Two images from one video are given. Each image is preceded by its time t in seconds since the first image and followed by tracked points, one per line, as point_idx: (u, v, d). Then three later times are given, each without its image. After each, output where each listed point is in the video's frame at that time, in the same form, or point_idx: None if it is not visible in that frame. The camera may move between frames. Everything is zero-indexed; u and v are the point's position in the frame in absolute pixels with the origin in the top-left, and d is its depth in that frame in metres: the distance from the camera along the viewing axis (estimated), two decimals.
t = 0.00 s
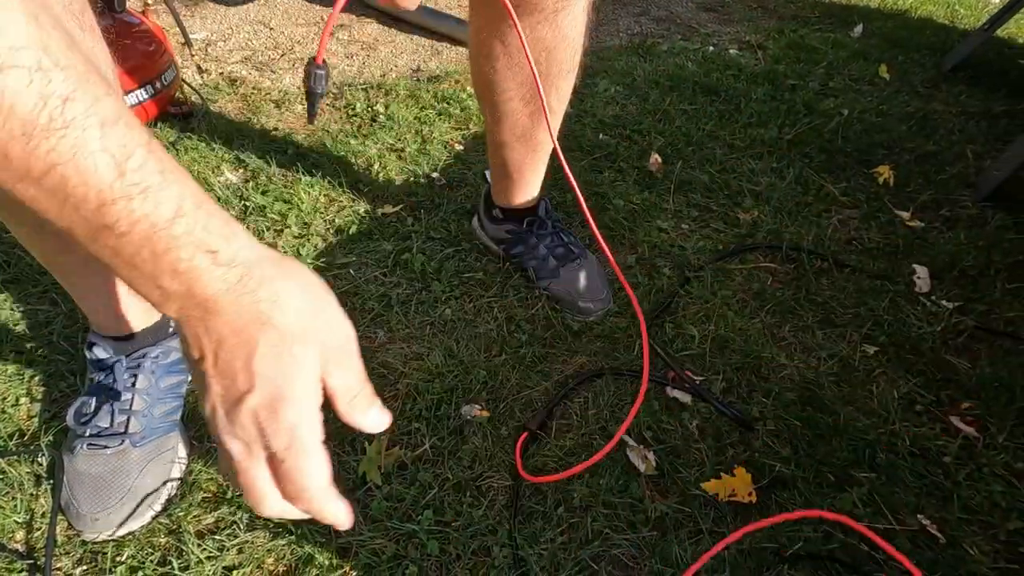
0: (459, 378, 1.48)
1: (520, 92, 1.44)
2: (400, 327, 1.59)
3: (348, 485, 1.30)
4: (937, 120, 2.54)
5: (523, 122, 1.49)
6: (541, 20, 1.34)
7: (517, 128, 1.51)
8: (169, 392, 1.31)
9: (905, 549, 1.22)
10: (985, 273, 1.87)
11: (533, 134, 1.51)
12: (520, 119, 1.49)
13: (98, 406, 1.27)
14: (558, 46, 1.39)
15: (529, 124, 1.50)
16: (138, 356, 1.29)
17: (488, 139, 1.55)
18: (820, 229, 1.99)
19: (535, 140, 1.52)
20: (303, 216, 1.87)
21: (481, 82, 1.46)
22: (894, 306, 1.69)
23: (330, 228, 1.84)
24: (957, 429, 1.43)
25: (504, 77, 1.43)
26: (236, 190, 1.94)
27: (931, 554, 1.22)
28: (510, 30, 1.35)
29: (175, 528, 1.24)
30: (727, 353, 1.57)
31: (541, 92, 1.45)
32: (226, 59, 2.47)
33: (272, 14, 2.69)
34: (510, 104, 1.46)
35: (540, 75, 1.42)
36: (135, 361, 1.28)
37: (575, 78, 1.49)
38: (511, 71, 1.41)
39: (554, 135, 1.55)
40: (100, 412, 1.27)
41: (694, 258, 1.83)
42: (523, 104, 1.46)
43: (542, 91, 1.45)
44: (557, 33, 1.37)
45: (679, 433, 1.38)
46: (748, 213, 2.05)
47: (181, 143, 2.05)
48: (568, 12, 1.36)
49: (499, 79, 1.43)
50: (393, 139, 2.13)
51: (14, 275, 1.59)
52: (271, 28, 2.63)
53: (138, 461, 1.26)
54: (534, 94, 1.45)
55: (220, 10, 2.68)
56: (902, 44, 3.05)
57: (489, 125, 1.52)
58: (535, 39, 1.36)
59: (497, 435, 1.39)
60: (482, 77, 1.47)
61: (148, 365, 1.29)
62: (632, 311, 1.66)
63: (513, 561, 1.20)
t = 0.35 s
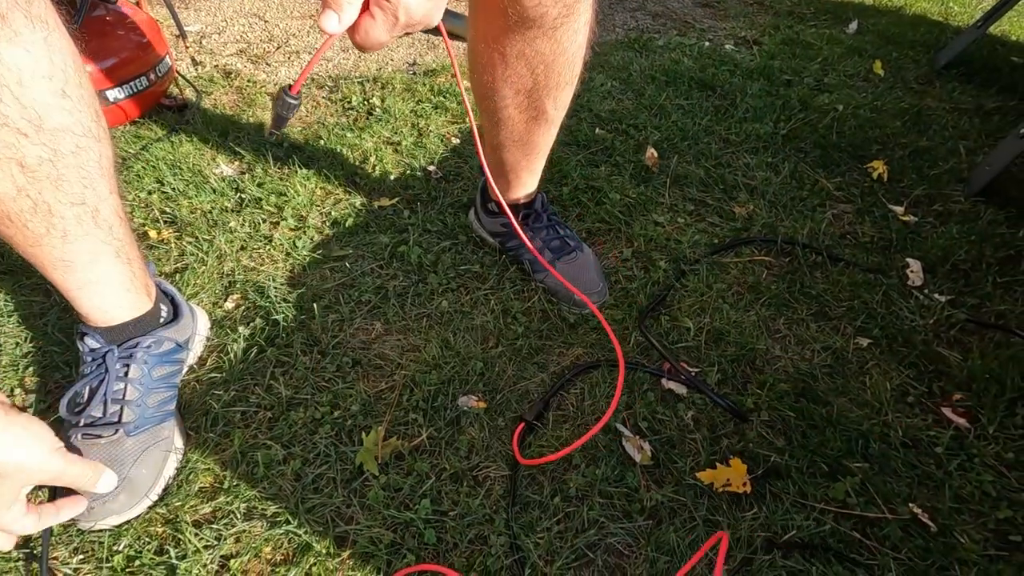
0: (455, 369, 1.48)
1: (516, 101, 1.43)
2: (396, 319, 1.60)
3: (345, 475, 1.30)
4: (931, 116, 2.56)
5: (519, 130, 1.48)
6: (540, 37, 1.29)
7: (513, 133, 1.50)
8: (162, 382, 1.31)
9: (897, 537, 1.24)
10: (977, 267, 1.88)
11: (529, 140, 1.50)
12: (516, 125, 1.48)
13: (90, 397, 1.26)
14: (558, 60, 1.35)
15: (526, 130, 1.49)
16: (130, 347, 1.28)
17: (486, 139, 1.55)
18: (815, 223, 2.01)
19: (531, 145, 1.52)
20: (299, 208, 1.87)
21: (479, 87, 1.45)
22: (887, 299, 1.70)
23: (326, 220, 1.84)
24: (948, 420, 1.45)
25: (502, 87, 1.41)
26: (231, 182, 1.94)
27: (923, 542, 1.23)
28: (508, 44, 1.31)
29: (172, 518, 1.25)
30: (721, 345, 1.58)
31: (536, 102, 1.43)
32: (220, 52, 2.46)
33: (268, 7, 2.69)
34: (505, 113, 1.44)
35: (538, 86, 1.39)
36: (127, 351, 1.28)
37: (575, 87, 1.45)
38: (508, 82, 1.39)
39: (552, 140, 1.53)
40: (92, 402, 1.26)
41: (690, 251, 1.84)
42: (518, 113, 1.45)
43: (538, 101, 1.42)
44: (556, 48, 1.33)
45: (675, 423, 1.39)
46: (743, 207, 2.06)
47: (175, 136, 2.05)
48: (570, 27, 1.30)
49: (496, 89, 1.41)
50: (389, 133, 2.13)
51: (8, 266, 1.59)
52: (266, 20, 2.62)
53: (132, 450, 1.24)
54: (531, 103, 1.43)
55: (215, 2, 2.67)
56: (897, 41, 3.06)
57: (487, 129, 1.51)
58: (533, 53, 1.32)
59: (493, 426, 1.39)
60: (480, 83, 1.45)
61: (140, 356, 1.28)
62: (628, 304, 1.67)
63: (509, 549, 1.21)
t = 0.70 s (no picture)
0: (460, 363, 1.49)
1: (514, 95, 1.42)
2: (400, 312, 1.60)
3: (351, 468, 1.31)
4: (929, 112, 2.57)
5: (518, 125, 1.47)
6: (533, 29, 1.29)
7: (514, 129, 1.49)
8: (165, 373, 1.31)
9: (899, 528, 1.25)
10: (976, 262, 1.90)
11: (529, 135, 1.49)
12: (516, 120, 1.47)
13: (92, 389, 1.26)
14: (553, 52, 1.34)
15: (525, 125, 1.48)
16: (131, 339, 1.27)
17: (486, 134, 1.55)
18: (815, 219, 2.02)
19: (531, 140, 1.50)
20: (302, 202, 1.87)
21: (477, 82, 1.44)
22: (887, 294, 1.72)
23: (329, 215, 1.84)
24: (947, 413, 1.46)
25: (498, 81, 1.40)
26: (233, 176, 1.94)
27: (924, 533, 1.25)
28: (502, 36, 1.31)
29: (179, 510, 1.25)
30: (724, 339, 1.59)
31: (535, 95, 1.42)
32: (220, 45, 2.45)
33: None
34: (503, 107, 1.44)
35: (534, 80, 1.39)
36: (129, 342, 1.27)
37: (573, 80, 1.44)
38: (504, 76, 1.38)
39: (553, 134, 1.52)
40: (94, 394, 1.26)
41: (692, 246, 1.85)
42: (517, 107, 1.44)
43: (536, 94, 1.42)
44: (551, 41, 1.32)
45: (679, 417, 1.40)
46: (744, 203, 2.07)
47: (176, 130, 2.04)
48: (563, 20, 1.30)
49: (493, 82, 1.41)
50: (391, 127, 2.13)
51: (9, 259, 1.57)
52: (265, 14, 2.61)
53: (137, 442, 1.25)
54: (529, 98, 1.42)
55: None
56: (895, 38, 3.07)
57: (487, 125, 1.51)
58: (527, 46, 1.32)
59: (498, 419, 1.40)
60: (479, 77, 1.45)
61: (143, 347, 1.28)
62: (631, 298, 1.67)
63: (515, 541, 1.22)
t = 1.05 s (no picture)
0: (466, 358, 1.51)
1: (526, 90, 1.44)
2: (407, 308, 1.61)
3: (360, 461, 1.33)
4: (928, 112, 2.60)
5: (529, 119, 1.48)
6: (551, 23, 1.31)
7: (523, 123, 1.51)
8: (177, 367, 1.33)
9: (899, 519, 1.28)
10: (973, 260, 1.92)
11: (539, 130, 1.51)
12: (526, 114, 1.49)
13: (105, 382, 1.28)
14: (567, 48, 1.37)
15: (535, 119, 1.50)
16: (145, 333, 1.31)
17: (494, 130, 1.55)
18: (815, 217, 2.04)
19: (540, 135, 1.52)
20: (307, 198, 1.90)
21: (488, 78, 1.45)
22: (887, 291, 1.74)
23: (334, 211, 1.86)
24: (946, 408, 1.49)
25: (511, 76, 1.41)
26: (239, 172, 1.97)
27: (922, 524, 1.27)
28: (519, 33, 1.32)
29: (191, 502, 1.26)
30: (726, 335, 1.61)
31: (547, 90, 1.44)
32: (223, 42, 2.46)
33: None
34: (515, 102, 1.45)
35: (548, 75, 1.41)
36: (142, 337, 1.30)
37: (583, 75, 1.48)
38: (518, 71, 1.39)
39: (560, 129, 1.54)
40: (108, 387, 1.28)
41: (694, 244, 1.87)
42: (529, 101, 1.46)
43: (548, 89, 1.44)
44: (566, 36, 1.35)
45: (682, 411, 1.43)
46: (746, 200, 2.10)
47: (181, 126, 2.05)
48: (579, 15, 1.33)
49: (506, 77, 1.42)
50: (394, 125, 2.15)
51: (18, 253, 1.57)
52: (267, 10, 2.62)
53: (150, 435, 1.27)
54: (542, 93, 1.44)
55: None
56: (893, 38, 3.10)
57: (496, 119, 1.52)
58: (544, 40, 1.34)
59: (504, 413, 1.42)
60: (488, 73, 1.44)
61: (155, 342, 1.31)
62: (634, 294, 1.69)
63: (523, 532, 1.24)
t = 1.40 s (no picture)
0: (471, 351, 1.52)
1: (530, 84, 1.45)
2: (411, 301, 1.62)
3: (367, 453, 1.34)
4: (928, 109, 2.61)
5: (533, 113, 1.49)
6: (554, 18, 1.32)
7: (526, 117, 1.52)
8: (186, 361, 1.34)
9: (900, 510, 1.29)
10: (974, 255, 1.94)
11: (543, 124, 1.52)
12: (530, 109, 1.49)
13: (114, 375, 1.29)
14: (571, 43, 1.38)
15: (540, 113, 1.51)
16: (155, 327, 1.31)
17: (498, 125, 1.56)
18: (817, 212, 2.05)
19: (544, 130, 1.53)
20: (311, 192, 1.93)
21: (493, 72, 1.46)
22: (888, 286, 1.75)
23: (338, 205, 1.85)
24: (946, 401, 1.50)
25: (516, 70, 1.43)
26: (243, 167, 1.98)
27: (924, 514, 1.28)
28: (523, 29, 1.34)
29: (199, 492, 1.27)
30: (729, 329, 1.62)
31: (551, 83, 1.45)
32: (225, 38, 2.46)
33: None
34: (520, 96, 1.46)
35: (552, 68, 1.41)
36: (152, 331, 1.31)
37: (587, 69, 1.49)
38: (522, 64, 1.40)
39: (564, 123, 1.55)
40: (118, 380, 1.29)
41: (696, 239, 1.88)
42: (533, 95, 1.47)
43: (552, 83, 1.45)
44: (570, 30, 1.35)
45: (685, 403, 1.44)
46: (747, 196, 2.11)
47: (184, 121, 2.06)
48: (582, 9, 1.34)
49: (510, 71, 1.43)
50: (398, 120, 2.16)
51: (24, 247, 1.58)
52: (269, 6, 2.62)
53: (159, 428, 1.28)
54: (546, 86, 1.45)
55: None
56: (894, 35, 3.11)
57: (500, 113, 1.52)
58: (548, 34, 1.35)
59: (509, 406, 1.43)
60: (492, 67, 1.45)
61: (165, 335, 1.32)
62: (637, 289, 1.70)
63: (528, 523, 1.26)
